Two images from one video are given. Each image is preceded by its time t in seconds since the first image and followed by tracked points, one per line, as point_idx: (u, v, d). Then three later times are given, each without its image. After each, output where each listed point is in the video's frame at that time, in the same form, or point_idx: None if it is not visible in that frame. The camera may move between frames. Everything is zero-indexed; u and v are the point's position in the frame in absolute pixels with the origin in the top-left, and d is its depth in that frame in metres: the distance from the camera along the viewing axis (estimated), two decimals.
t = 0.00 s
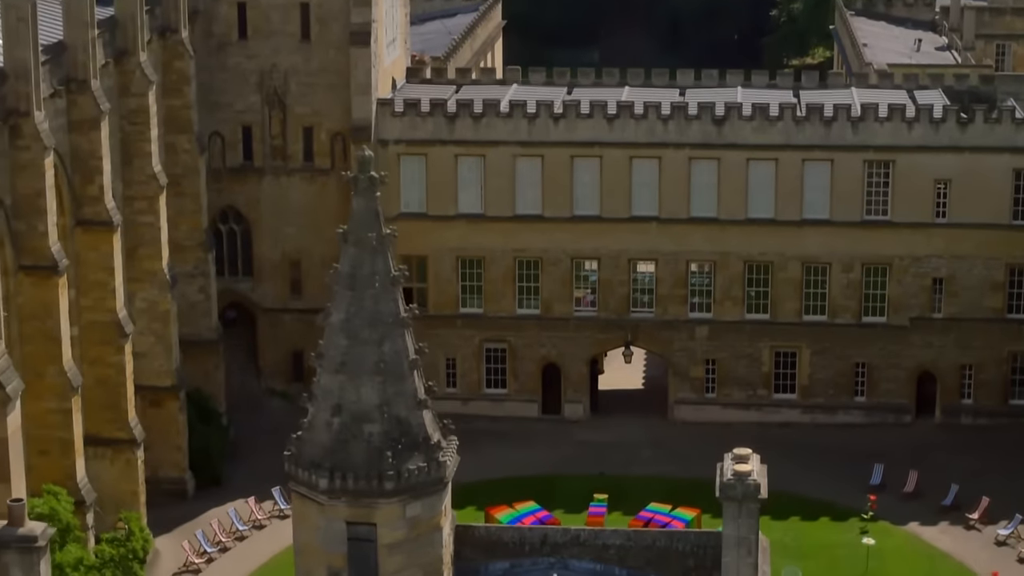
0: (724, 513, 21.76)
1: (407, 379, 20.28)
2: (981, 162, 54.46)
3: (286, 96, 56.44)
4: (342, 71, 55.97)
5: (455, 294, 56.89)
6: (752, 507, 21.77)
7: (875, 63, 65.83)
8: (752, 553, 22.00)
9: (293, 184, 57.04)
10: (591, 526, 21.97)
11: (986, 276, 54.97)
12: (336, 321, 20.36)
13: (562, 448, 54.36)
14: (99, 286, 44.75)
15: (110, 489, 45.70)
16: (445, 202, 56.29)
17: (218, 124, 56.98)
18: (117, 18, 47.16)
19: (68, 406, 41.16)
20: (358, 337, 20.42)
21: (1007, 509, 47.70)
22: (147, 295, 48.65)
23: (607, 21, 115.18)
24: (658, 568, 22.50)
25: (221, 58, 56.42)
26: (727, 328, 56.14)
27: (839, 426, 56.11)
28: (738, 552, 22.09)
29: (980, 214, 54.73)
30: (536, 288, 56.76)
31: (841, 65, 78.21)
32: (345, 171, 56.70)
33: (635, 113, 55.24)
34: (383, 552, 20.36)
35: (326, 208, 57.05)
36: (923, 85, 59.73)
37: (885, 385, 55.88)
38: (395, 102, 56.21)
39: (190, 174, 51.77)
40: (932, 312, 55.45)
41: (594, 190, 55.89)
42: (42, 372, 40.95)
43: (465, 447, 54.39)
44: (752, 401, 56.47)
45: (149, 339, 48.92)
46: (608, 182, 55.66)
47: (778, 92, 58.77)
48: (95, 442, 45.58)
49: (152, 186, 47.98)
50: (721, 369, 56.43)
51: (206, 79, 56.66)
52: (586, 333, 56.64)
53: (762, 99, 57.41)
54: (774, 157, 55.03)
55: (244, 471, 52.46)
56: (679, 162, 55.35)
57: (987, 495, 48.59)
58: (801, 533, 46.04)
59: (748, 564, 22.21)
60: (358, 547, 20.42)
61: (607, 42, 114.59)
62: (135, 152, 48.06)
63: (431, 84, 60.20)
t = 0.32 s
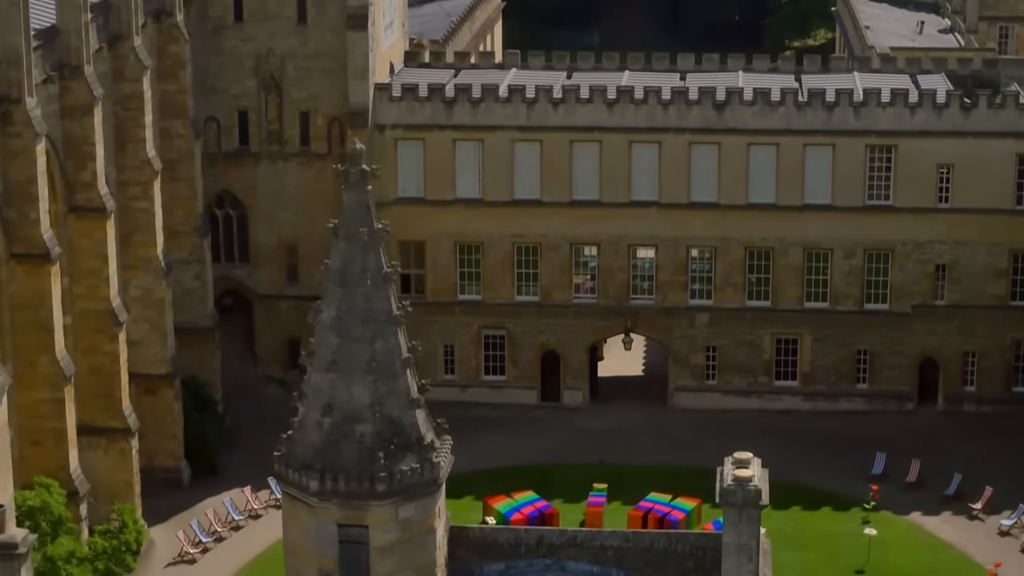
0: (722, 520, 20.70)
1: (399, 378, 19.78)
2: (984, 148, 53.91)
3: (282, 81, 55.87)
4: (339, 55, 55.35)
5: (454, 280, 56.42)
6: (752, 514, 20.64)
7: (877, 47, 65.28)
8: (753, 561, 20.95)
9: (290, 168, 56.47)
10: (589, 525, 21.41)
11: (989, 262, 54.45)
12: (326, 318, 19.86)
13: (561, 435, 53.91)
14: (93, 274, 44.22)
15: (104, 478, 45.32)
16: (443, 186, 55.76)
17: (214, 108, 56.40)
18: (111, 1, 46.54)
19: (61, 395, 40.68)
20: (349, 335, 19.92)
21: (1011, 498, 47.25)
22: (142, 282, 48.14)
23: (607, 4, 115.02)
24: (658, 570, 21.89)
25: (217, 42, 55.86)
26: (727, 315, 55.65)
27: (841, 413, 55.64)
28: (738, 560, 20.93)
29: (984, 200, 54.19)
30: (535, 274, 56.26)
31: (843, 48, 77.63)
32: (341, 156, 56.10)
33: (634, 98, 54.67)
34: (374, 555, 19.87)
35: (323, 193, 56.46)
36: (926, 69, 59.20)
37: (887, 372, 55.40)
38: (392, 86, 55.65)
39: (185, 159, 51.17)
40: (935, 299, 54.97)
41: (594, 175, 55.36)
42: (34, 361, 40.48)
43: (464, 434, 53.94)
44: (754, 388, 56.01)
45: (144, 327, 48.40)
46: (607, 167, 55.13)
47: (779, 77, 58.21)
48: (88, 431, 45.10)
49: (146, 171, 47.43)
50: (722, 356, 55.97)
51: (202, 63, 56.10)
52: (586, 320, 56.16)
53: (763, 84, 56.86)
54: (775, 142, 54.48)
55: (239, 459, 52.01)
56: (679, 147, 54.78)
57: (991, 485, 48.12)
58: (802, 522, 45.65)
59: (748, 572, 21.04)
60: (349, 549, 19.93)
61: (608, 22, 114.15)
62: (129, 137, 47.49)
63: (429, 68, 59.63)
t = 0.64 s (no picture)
0: (723, 525, 19.75)
1: (392, 374, 19.31)
2: (988, 130, 53.34)
3: (279, 62, 55.31)
4: (336, 37, 54.73)
5: (452, 263, 55.97)
6: (754, 517, 19.74)
7: (880, 27, 64.81)
8: (755, 567, 19.93)
9: (287, 151, 55.90)
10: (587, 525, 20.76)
11: (992, 246, 53.99)
12: (317, 314, 19.39)
13: (560, 420, 53.52)
14: (86, 259, 43.67)
15: (97, 465, 44.88)
16: (441, 168, 55.27)
17: (209, 90, 55.88)
18: None
19: (54, 382, 40.24)
20: (340, 331, 19.48)
21: (1014, 484, 46.83)
22: (136, 267, 47.66)
23: None
24: (656, 571, 21.21)
25: (212, 23, 55.29)
26: (728, 299, 55.21)
27: (843, 397, 55.21)
28: (739, 565, 19.97)
29: (987, 182, 53.66)
30: (534, 257, 55.81)
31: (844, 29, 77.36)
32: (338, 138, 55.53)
33: (634, 80, 54.12)
34: (367, 555, 19.41)
35: (319, 176, 55.92)
36: (929, 50, 58.68)
37: (889, 355, 54.95)
38: (390, 68, 55.16)
39: (180, 141, 50.61)
40: (937, 283, 54.50)
41: (593, 157, 54.85)
42: (27, 347, 40.01)
43: (462, 419, 53.55)
44: (754, 371, 55.63)
45: (138, 311, 47.94)
46: (606, 148, 54.59)
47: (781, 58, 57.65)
48: (82, 417, 44.70)
49: (140, 155, 46.83)
50: (722, 340, 55.58)
51: (197, 44, 55.55)
52: (585, 303, 55.73)
53: (764, 66, 56.33)
54: (776, 124, 53.94)
55: (236, 444, 51.63)
56: (679, 129, 54.25)
57: (993, 471, 47.71)
58: (804, 509, 45.26)
59: None
60: (341, 549, 19.48)
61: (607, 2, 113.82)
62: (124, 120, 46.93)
63: (427, 49, 59.10)
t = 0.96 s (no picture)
0: (723, 528, 19.23)
1: (383, 370, 18.83)
2: (992, 111, 52.75)
3: (275, 43, 54.68)
4: (332, 17, 54.06)
5: (450, 246, 55.60)
6: (755, 520, 19.20)
7: (882, 6, 64.29)
8: (755, 571, 19.36)
9: (283, 131, 55.27)
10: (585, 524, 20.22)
11: (996, 228, 53.48)
12: (307, 308, 18.90)
13: (559, 403, 53.11)
14: (79, 243, 43.14)
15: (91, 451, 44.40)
16: (438, 150, 54.75)
17: (205, 70, 55.32)
18: None
19: (46, 367, 39.71)
20: (331, 325, 18.97)
21: (1017, 470, 46.38)
22: (130, 250, 47.13)
23: None
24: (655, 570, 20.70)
25: (208, 3, 54.66)
26: (728, 282, 54.78)
27: (844, 381, 54.81)
28: (740, 569, 19.39)
29: (991, 164, 53.09)
30: (533, 240, 55.37)
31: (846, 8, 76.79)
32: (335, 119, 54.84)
33: (634, 60, 53.54)
34: (358, 555, 18.94)
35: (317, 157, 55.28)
36: (931, 30, 58.13)
37: (891, 338, 54.51)
38: (387, 48, 54.57)
39: (175, 123, 50.08)
40: (940, 266, 54.04)
41: (592, 138, 54.32)
42: (18, 333, 39.51)
43: (461, 403, 53.15)
44: (755, 355, 55.24)
45: (133, 295, 47.47)
46: (605, 129, 54.05)
47: (782, 38, 57.11)
48: (75, 403, 44.19)
49: (134, 137, 46.22)
50: (722, 323, 55.17)
51: (193, 25, 54.97)
52: (584, 286, 55.30)
53: (766, 46, 55.76)
54: (778, 105, 53.40)
55: (232, 429, 51.22)
56: (679, 110, 53.71)
57: (996, 456, 47.25)
58: (806, 495, 44.84)
59: None
60: (332, 549, 19.02)
61: None
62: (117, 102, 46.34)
63: (425, 29, 58.53)
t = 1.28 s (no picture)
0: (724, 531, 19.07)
1: (374, 366, 18.33)
2: (996, 92, 52.16)
3: (270, 23, 54.05)
4: None
5: (447, 229, 55.34)
6: (755, 524, 19.06)
7: None
8: (755, 575, 19.27)
9: (279, 113, 54.66)
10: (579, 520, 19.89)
11: (999, 211, 52.98)
12: (295, 302, 18.39)
13: (557, 387, 52.70)
14: (71, 227, 42.57)
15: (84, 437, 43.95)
16: (436, 131, 54.40)
17: (199, 51, 54.71)
18: None
19: (38, 353, 39.23)
20: (320, 320, 18.45)
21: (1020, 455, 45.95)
22: (124, 234, 46.59)
23: None
24: (653, 569, 20.47)
25: None
26: (728, 264, 54.46)
27: (845, 364, 54.51)
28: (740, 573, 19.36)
29: (994, 146, 52.55)
30: (531, 222, 55.07)
31: None
32: (332, 100, 54.29)
33: (633, 41, 53.12)
34: (348, 555, 18.48)
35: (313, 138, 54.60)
36: (933, 10, 57.72)
37: (892, 322, 54.21)
38: (384, 29, 54.08)
39: (169, 104, 49.33)
40: (942, 249, 53.62)
41: (590, 119, 53.99)
42: (9, 317, 39.02)
43: (459, 386, 52.78)
44: (755, 338, 54.94)
45: (126, 279, 46.95)
46: (604, 110, 53.65)
47: (783, 18, 56.68)
48: (68, 388, 43.73)
49: (128, 119, 45.64)
50: (722, 306, 54.82)
51: (187, 5, 54.37)
52: (583, 269, 55.00)
53: (767, 26, 55.31)
54: (779, 86, 52.99)
55: (227, 413, 50.83)
56: (679, 91, 53.30)
57: (999, 441, 46.80)
58: (806, 480, 44.44)
59: None
60: (322, 548, 18.58)
61: None
62: (111, 84, 45.71)
63: (423, 9, 57.96)
